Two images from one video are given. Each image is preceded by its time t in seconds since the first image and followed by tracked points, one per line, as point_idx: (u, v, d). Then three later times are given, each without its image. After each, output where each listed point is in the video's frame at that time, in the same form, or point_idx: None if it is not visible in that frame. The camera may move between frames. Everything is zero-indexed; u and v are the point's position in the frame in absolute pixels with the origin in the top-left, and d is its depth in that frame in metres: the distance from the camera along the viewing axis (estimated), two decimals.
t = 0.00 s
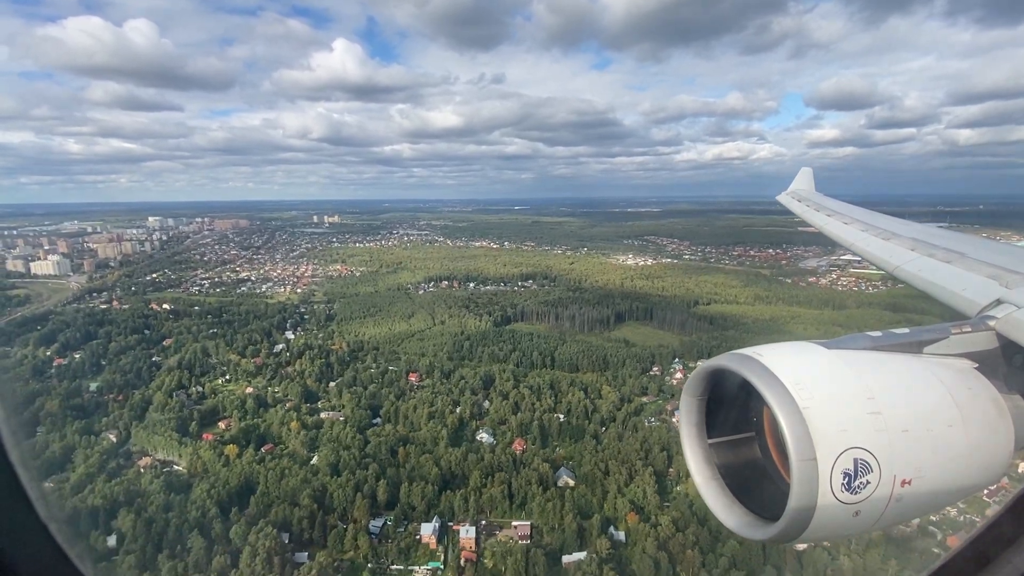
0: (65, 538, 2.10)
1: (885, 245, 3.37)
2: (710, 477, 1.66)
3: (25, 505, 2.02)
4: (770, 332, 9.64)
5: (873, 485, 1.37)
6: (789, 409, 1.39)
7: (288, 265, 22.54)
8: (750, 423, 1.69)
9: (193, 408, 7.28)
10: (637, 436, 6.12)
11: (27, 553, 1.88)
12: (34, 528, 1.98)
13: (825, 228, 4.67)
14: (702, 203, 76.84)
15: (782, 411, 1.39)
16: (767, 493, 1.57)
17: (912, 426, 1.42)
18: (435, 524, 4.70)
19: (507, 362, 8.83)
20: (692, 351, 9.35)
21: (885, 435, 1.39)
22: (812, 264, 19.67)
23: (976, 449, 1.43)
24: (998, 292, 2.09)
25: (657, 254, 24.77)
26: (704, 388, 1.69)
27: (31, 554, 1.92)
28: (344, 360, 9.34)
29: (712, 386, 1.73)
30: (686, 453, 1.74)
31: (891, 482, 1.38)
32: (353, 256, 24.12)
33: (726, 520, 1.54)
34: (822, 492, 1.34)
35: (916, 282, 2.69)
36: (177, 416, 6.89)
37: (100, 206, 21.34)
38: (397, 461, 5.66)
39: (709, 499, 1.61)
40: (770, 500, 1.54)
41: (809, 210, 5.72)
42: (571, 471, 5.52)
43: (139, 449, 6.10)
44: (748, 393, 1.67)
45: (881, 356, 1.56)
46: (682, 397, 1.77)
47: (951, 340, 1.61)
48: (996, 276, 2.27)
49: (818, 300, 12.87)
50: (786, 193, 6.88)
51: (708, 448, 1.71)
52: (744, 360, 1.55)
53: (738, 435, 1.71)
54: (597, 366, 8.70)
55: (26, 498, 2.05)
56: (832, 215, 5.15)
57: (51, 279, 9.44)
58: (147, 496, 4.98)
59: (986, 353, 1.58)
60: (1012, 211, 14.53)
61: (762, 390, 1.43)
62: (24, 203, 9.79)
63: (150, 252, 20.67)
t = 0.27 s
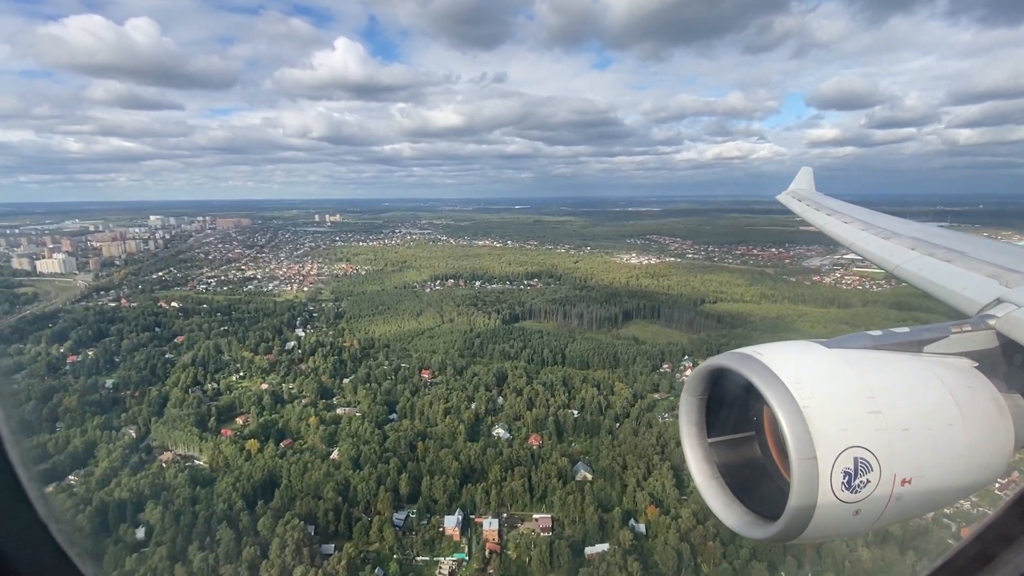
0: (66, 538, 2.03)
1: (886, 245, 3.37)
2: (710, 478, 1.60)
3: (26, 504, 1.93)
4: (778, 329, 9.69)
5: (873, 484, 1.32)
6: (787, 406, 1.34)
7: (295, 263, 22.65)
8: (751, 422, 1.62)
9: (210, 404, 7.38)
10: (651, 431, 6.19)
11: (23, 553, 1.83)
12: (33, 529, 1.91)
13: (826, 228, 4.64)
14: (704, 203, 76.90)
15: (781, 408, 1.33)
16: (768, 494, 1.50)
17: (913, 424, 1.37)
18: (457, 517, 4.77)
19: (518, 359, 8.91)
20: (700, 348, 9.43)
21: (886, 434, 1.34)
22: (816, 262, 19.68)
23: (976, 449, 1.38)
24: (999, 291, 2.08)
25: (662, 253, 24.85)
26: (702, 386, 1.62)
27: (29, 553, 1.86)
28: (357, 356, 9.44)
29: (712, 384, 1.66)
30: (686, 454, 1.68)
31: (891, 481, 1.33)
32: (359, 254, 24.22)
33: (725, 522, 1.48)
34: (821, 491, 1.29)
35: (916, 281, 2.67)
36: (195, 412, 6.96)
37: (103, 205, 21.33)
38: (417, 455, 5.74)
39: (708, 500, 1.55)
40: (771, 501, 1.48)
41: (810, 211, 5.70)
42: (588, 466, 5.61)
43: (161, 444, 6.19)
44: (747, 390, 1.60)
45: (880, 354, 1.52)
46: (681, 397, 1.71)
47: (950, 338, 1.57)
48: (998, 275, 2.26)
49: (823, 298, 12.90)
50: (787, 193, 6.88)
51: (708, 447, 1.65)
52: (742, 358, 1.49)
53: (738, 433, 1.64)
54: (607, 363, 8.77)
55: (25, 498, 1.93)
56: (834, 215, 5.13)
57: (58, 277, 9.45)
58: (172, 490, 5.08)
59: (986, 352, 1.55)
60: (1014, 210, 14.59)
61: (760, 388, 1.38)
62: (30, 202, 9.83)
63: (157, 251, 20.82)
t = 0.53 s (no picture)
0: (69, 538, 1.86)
1: (886, 244, 3.36)
2: (709, 477, 1.63)
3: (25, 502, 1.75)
4: (785, 326, 9.76)
5: (873, 484, 1.33)
6: (787, 406, 1.35)
7: (300, 262, 22.70)
8: (750, 420, 1.64)
9: (228, 400, 7.46)
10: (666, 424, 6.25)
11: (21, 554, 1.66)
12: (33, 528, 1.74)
13: (826, 228, 4.63)
14: (705, 202, 76.92)
15: (781, 408, 1.34)
16: (767, 494, 1.53)
17: (912, 424, 1.37)
18: (479, 510, 4.85)
19: (530, 357, 8.99)
20: (709, 346, 9.50)
21: (884, 433, 1.35)
22: (819, 261, 19.69)
23: (976, 448, 1.39)
24: (1000, 289, 2.08)
25: (665, 252, 24.88)
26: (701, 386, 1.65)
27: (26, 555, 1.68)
28: (370, 353, 9.52)
29: (712, 383, 1.69)
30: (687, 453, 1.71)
31: (891, 481, 1.33)
32: (363, 253, 24.26)
33: (725, 521, 1.51)
34: (822, 490, 1.30)
35: (917, 281, 2.65)
36: (213, 408, 7.04)
37: (106, 203, 21.29)
38: (435, 450, 5.82)
39: (709, 499, 1.58)
40: (769, 500, 1.50)
41: (810, 211, 5.69)
42: (606, 461, 5.67)
43: (180, 440, 6.27)
44: (747, 389, 1.62)
45: (880, 354, 1.53)
46: (682, 396, 1.74)
47: (950, 337, 1.58)
48: (998, 274, 2.26)
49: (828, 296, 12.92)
50: (787, 193, 6.88)
51: (708, 446, 1.68)
52: (741, 357, 1.50)
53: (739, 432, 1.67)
54: (618, 361, 8.83)
55: (25, 497, 1.76)
56: (834, 215, 5.12)
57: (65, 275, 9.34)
58: (198, 484, 5.17)
59: (986, 351, 1.56)
60: (1016, 209, 14.62)
61: (759, 387, 1.39)
62: (39, 200, 9.84)
63: (162, 250, 20.87)
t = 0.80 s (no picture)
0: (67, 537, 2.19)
1: (887, 245, 3.39)
2: (709, 477, 1.67)
3: (26, 506, 2.08)
4: (789, 324, 9.82)
5: (873, 484, 1.36)
6: (789, 407, 1.37)
7: (304, 261, 22.80)
8: (750, 421, 1.68)
9: (246, 396, 7.55)
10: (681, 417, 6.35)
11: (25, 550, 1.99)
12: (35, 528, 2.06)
13: (826, 228, 4.65)
14: (706, 201, 77.00)
15: (782, 409, 1.37)
16: (767, 493, 1.56)
17: (912, 424, 1.41)
18: (501, 503, 4.95)
19: (543, 354, 9.10)
20: (718, 343, 9.62)
21: (884, 434, 1.38)
22: (822, 260, 19.77)
23: (974, 448, 1.43)
24: (999, 290, 2.11)
25: (668, 251, 24.97)
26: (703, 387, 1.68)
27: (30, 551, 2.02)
28: (383, 350, 9.64)
29: (712, 384, 1.73)
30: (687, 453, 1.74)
31: (891, 480, 1.37)
32: (368, 252, 24.37)
33: (726, 519, 1.55)
34: (822, 489, 1.33)
35: (918, 281, 2.68)
36: (232, 404, 7.13)
37: (109, 202, 21.33)
38: (454, 445, 5.90)
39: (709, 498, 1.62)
40: (769, 499, 1.54)
41: (810, 211, 5.72)
42: (623, 456, 5.75)
43: (201, 435, 6.35)
44: (748, 389, 1.66)
45: (882, 354, 1.55)
46: (682, 397, 1.77)
47: (952, 337, 1.61)
48: (997, 275, 2.29)
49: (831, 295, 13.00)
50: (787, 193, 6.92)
51: (708, 447, 1.71)
52: (742, 359, 1.53)
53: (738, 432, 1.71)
54: (629, 358, 8.93)
55: (26, 498, 2.09)
56: (834, 215, 5.15)
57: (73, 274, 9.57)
58: (223, 478, 5.24)
59: (986, 351, 1.59)
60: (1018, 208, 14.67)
61: (761, 388, 1.42)
62: (44, 199, 9.90)
63: (167, 249, 20.97)
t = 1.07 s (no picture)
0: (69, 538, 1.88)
1: (886, 243, 3.32)
2: (709, 477, 1.60)
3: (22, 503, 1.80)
4: (793, 322, 9.81)
5: (873, 484, 1.31)
6: (787, 406, 1.32)
7: (310, 260, 22.85)
8: (751, 420, 1.61)
9: (263, 392, 7.61)
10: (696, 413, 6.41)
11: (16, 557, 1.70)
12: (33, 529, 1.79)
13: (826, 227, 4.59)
14: (708, 201, 77.01)
15: (780, 409, 1.32)
16: (767, 493, 1.50)
17: (913, 424, 1.35)
18: (523, 496, 5.03)
19: (554, 352, 9.18)
20: (727, 342, 9.70)
21: (884, 433, 1.33)
22: (826, 259, 19.75)
23: (975, 448, 1.37)
24: (998, 290, 2.05)
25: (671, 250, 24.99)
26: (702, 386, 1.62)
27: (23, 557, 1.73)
28: (395, 348, 9.73)
29: (712, 384, 1.66)
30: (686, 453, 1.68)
31: (890, 480, 1.32)
32: (373, 252, 24.41)
33: (725, 520, 1.48)
34: (821, 489, 1.28)
35: (916, 282, 2.60)
36: (250, 400, 7.21)
37: (112, 203, 21.36)
38: (472, 441, 5.98)
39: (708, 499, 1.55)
40: (769, 500, 1.48)
41: (811, 210, 5.67)
42: (639, 451, 5.82)
43: (220, 430, 6.43)
44: (749, 388, 1.60)
45: (880, 353, 1.50)
46: (681, 397, 1.71)
47: (951, 337, 1.55)
48: (996, 273, 2.24)
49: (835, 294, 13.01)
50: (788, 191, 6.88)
51: (708, 446, 1.65)
52: (741, 357, 1.48)
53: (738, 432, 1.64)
54: (639, 356, 8.99)
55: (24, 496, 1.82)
56: (834, 214, 5.09)
57: (79, 272, 10.07)
58: (247, 472, 5.32)
59: (986, 350, 1.54)
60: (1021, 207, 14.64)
61: (758, 387, 1.37)
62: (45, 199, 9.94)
63: (172, 248, 21.03)
